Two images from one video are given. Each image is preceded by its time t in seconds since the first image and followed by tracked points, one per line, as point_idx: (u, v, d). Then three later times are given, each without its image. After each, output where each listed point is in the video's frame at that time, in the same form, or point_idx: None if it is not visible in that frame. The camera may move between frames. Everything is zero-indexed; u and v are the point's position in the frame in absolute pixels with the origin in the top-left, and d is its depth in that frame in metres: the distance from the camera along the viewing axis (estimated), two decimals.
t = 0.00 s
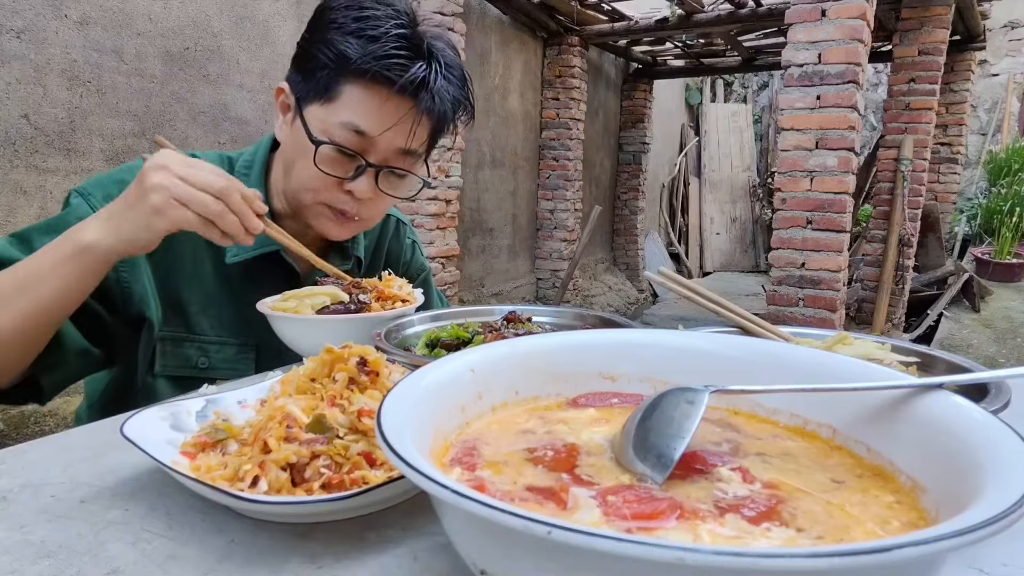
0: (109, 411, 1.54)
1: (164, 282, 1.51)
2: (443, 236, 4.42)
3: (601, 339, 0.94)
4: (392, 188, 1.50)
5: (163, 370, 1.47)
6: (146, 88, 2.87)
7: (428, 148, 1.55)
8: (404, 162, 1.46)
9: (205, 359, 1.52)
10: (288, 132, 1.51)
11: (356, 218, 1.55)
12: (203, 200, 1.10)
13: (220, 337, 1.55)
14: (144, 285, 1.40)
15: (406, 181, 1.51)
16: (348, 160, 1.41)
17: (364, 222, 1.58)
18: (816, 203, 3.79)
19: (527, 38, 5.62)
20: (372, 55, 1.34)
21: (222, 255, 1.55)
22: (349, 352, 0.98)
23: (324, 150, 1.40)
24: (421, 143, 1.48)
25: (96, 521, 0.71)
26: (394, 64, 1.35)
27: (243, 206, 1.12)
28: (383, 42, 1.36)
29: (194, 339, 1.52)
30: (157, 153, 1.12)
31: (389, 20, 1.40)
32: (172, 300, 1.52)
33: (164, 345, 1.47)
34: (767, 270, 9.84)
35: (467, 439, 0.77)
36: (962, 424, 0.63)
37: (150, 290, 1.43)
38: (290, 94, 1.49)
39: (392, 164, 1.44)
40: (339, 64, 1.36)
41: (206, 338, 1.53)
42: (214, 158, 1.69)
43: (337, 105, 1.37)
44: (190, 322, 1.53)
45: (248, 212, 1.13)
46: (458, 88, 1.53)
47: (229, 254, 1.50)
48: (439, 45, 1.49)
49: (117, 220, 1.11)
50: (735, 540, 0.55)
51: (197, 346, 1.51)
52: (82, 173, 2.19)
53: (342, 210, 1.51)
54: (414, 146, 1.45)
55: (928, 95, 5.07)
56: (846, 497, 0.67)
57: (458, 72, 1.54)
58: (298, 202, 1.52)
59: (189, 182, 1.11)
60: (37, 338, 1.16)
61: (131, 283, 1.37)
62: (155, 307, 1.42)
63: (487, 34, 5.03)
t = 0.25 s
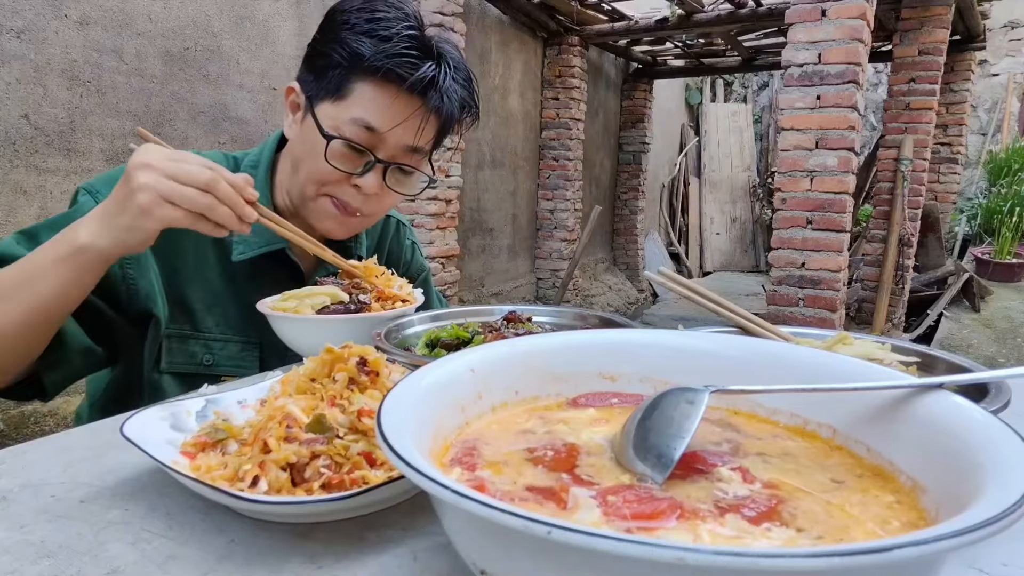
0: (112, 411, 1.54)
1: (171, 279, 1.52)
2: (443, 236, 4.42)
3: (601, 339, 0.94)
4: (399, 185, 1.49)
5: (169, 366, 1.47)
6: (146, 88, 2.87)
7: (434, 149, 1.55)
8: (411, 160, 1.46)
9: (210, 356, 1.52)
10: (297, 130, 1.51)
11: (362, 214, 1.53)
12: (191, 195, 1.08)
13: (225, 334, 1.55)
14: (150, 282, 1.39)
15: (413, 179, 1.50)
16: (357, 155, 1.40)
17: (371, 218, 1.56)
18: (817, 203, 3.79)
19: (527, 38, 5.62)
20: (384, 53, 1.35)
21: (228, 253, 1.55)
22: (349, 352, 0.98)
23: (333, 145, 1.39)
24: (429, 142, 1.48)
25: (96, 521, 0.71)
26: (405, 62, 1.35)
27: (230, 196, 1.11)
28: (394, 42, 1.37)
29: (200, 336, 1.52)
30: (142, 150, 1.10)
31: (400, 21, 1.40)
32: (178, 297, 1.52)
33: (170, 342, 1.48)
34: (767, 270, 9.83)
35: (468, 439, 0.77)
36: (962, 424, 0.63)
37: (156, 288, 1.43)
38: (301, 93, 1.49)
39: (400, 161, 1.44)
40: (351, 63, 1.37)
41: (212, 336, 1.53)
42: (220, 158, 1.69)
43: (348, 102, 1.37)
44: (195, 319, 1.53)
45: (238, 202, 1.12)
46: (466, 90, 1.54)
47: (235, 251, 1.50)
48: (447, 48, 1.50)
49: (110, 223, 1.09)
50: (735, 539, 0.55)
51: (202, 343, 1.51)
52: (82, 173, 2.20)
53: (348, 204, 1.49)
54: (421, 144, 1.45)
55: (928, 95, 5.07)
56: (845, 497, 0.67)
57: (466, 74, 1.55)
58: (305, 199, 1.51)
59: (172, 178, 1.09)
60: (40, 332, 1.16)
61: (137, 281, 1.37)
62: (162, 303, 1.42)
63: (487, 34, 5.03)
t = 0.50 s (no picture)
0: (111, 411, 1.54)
1: (172, 278, 1.52)
2: (443, 236, 4.42)
3: (602, 338, 0.94)
4: (398, 184, 1.49)
5: (168, 366, 1.46)
6: (146, 88, 2.87)
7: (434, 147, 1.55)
8: (410, 158, 1.46)
9: (210, 356, 1.52)
10: (298, 129, 1.51)
11: (361, 213, 1.53)
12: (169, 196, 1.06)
13: (225, 334, 1.55)
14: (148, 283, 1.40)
15: (412, 177, 1.50)
16: (356, 153, 1.40)
17: (370, 218, 1.55)
18: (817, 203, 3.79)
19: (527, 38, 5.62)
20: (383, 51, 1.35)
21: (228, 253, 1.55)
22: (349, 352, 0.98)
23: (333, 142, 1.39)
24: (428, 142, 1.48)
25: (96, 521, 0.71)
26: (403, 60, 1.35)
27: (211, 195, 1.07)
28: (393, 40, 1.36)
29: (200, 336, 1.52)
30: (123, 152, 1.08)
31: (400, 20, 1.40)
32: (179, 298, 1.53)
33: (170, 343, 1.47)
34: (767, 270, 9.83)
35: (468, 439, 0.77)
36: (962, 424, 0.63)
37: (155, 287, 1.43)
38: (302, 92, 1.49)
39: (399, 159, 1.44)
40: (351, 61, 1.37)
41: (212, 336, 1.53)
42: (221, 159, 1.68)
43: (348, 100, 1.37)
44: (195, 319, 1.53)
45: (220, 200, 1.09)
46: (465, 89, 1.54)
47: (236, 251, 1.49)
48: (446, 47, 1.50)
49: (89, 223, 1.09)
50: (736, 539, 0.55)
51: (203, 343, 1.51)
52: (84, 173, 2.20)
53: (347, 204, 1.49)
54: (420, 142, 1.44)
55: (928, 95, 5.07)
56: (846, 497, 0.67)
57: (466, 74, 1.55)
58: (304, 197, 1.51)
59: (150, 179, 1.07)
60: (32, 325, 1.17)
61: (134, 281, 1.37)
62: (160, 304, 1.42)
63: (487, 34, 5.03)
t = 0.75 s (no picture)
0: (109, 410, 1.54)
1: (171, 278, 1.53)
2: (443, 236, 4.42)
3: (602, 339, 0.94)
4: (393, 184, 1.49)
5: (166, 366, 1.46)
6: (146, 88, 2.87)
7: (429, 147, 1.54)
8: (405, 159, 1.46)
9: (208, 356, 1.52)
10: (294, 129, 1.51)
11: (357, 212, 1.53)
12: (177, 198, 1.06)
13: (224, 334, 1.55)
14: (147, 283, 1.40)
15: (408, 178, 1.50)
16: (350, 154, 1.41)
17: (366, 217, 1.56)
18: (817, 203, 3.79)
19: (527, 38, 5.62)
20: (376, 51, 1.35)
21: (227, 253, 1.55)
22: (349, 352, 0.98)
23: (326, 143, 1.39)
24: (423, 142, 1.47)
25: (96, 521, 0.71)
26: (396, 60, 1.35)
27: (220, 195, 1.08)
28: (386, 40, 1.36)
29: (198, 336, 1.52)
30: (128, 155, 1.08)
31: (395, 20, 1.40)
32: (177, 297, 1.53)
33: (168, 342, 1.47)
34: (767, 270, 9.83)
35: (468, 439, 0.77)
36: (962, 424, 0.63)
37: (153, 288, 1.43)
38: (298, 92, 1.49)
39: (393, 160, 1.44)
40: (344, 61, 1.37)
41: (210, 335, 1.53)
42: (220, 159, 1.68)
43: (342, 100, 1.38)
44: (194, 319, 1.53)
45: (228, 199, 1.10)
46: (461, 89, 1.53)
47: (234, 251, 1.49)
48: (441, 46, 1.50)
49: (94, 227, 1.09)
50: (735, 540, 0.55)
51: (201, 343, 1.51)
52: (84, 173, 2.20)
53: (343, 204, 1.49)
54: (414, 142, 1.44)
55: (928, 95, 5.07)
56: (846, 497, 0.67)
57: (461, 73, 1.54)
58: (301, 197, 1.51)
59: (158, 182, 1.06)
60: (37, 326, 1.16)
61: (133, 282, 1.37)
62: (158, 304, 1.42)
63: (487, 34, 5.03)
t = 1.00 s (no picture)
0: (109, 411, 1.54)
1: (171, 279, 1.52)
2: (443, 236, 4.42)
3: (603, 339, 0.94)
4: (394, 185, 1.49)
5: (168, 365, 1.46)
6: (146, 88, 2.87)
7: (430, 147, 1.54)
8: (406, 160, 1.46)
9: (209, 356, 1.52)
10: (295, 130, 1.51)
11: (357, 213, 1.53)
12: (190, 211, 1.07)
13: (224, 334, 1.55)
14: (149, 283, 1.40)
15: (408, 178, 1.51)
16: (351, 155, 1.41)
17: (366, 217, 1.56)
18: (816, 203, 3.79)
19: (527, 39, 5.62)
20: (377, 52, 1.35)
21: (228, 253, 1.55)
22: (349, 352, 0.98)
23: (327, 143, 1.40)
24: (424, 143, 1.47)
25: (96, 521, 0.71)
26: (397, 61, 1.35)
27: (229, 214, 1.09)
28: (388, 41, 1.36)
29: (200, 336, 1.52)
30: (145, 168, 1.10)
31: (396, 20, 1.40)
32: (177, 297, 1.52)
33: (170, 342, 1.47)
34: (766, 270, 9.83)
35: (468, 439, 0.77)
36: (963, 425, 0.62)
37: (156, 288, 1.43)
38: (300, 92, 1.49)
39: (394, 160, 1.44)
40: (345, 62, 1.37)
41: (211, 335, 1.53)
42: (222, 160, 1.68)
43: (343, 101, 1.38)
44: (195, 319, 1.53)
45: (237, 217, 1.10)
46: (461, 89, 1.53)
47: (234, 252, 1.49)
48: (443, 47, 1.50)
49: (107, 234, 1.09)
50: (735, 540, 0.55)
51: (202, 343, 1.51)
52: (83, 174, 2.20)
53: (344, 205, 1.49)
54: (414, 142, 1.44)
55: (928, 95, 5.07)
56: (846, 497, 0.67)
57: (462, 74, 1.54)
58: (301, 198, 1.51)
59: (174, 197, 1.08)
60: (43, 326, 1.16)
61: (136, 282, 1.37)
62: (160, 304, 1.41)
63: (487, 34, 5.03)
